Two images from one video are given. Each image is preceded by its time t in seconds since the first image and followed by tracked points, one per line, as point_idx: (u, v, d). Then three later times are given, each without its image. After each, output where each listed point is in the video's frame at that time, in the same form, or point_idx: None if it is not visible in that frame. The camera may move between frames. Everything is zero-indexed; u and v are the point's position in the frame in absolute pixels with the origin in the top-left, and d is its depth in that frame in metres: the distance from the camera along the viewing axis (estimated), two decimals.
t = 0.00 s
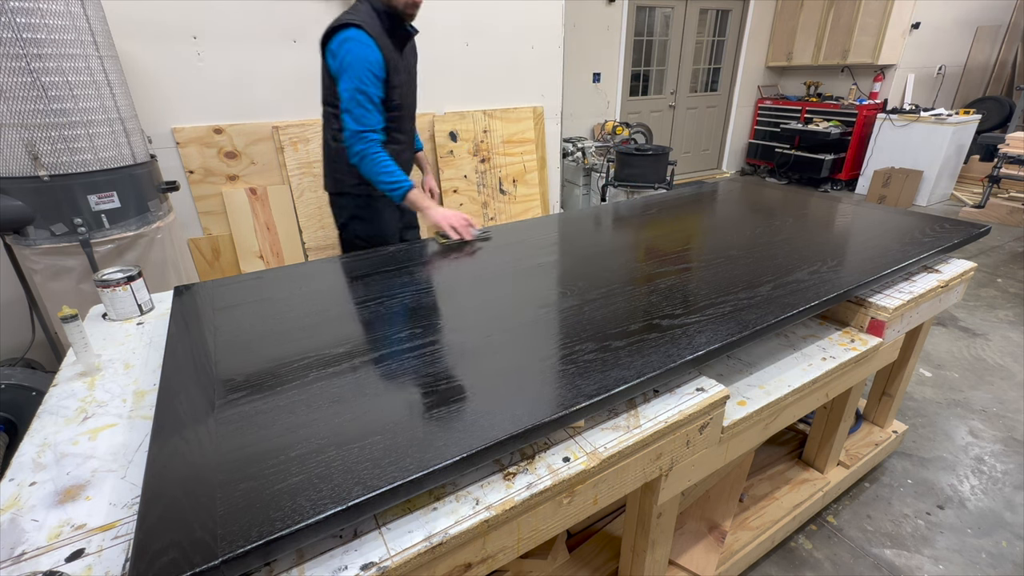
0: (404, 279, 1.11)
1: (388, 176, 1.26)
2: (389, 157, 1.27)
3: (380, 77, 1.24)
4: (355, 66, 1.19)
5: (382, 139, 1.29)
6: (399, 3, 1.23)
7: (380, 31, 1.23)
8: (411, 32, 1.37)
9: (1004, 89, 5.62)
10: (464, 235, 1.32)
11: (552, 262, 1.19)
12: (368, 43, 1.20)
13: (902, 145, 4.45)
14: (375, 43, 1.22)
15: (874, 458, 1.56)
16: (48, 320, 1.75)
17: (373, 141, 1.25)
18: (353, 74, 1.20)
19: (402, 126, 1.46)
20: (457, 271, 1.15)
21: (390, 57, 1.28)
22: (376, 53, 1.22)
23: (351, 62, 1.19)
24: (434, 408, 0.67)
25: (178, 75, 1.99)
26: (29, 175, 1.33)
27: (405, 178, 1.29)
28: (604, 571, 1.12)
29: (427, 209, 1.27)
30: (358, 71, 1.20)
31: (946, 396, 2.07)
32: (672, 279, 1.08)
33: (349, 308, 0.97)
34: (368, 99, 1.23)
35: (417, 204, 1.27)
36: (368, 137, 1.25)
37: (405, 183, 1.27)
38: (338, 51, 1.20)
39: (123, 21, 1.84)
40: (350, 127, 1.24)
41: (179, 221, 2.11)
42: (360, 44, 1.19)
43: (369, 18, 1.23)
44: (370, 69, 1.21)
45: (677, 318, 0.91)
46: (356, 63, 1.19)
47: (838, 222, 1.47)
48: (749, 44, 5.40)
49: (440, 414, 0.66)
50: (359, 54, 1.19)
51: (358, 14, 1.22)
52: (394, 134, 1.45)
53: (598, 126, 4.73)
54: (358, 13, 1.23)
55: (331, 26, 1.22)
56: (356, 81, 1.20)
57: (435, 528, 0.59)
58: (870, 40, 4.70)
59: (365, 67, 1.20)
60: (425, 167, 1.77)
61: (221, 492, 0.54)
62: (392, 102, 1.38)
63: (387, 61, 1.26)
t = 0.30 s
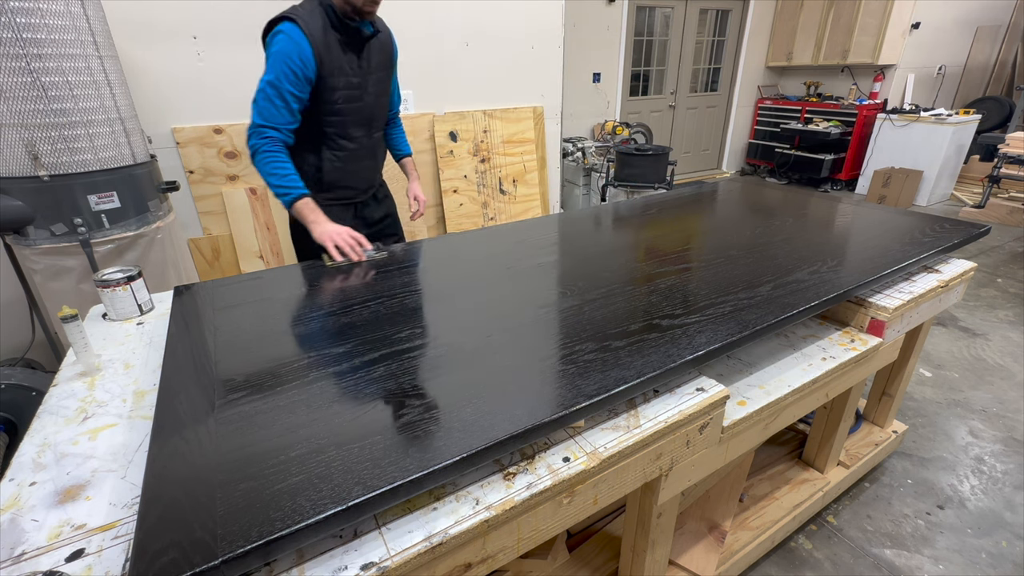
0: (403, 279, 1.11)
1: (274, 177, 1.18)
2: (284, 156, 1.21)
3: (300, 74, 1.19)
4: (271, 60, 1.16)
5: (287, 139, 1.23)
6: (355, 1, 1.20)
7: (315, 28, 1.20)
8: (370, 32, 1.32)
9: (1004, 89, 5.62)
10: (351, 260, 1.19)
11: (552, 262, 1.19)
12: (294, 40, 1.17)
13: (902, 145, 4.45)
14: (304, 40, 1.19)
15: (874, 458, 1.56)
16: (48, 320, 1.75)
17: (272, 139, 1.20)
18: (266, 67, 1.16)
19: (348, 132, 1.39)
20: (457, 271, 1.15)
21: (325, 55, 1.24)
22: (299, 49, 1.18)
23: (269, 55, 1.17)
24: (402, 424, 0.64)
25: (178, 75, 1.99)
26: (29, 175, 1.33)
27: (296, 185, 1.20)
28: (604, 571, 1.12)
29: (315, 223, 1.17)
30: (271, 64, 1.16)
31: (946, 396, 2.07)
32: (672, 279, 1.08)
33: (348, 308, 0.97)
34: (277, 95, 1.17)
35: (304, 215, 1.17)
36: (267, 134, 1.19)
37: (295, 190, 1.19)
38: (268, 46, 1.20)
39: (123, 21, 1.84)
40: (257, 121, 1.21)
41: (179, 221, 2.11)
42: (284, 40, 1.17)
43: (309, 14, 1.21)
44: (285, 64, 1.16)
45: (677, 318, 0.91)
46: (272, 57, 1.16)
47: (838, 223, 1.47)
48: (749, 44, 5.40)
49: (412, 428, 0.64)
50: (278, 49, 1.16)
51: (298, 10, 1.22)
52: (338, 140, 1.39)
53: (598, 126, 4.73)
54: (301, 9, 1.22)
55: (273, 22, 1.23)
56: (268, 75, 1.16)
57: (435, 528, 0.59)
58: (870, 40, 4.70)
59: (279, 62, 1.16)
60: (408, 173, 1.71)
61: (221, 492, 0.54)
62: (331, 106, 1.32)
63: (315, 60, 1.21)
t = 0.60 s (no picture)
0: (403, 279, 1.11)
1: (299, 185, 1.20)
2: (305, 164, 1.22)
3: (306, 79, 1.19)
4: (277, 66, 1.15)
5: (303, 146, 1.23)
6: (358, 3, 1.21)
7: (320, 33, 1.20)
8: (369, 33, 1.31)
9: (1004, 89, 5.62)
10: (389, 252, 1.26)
11: (553, 262, 1.19)
12: (299, 44, 1.16)
13: (902, 145, 4.45)
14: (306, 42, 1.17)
15: (874, 458, 1.56)
16: (48, 320, 1.75)
17: (289, 148, 1.20)
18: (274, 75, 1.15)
19: (351, 135, 1.40)
20: (457, 271, 1.15)
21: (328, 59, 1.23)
22: (303, 53, 1.16)
23: (275, 61, 1.15)
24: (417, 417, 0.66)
25: (178, 75, 1.99)
26: (29, 175, 1.33)
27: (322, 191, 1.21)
28: (604, 571, 1.12)
29: (349, 224, 1.20)
30: (279, 72, 1.15)
31: (946, 396, 2.07)
32: (672, 279, 1.08)
33: (348, 309, 0.97)
34: (287, 101, 1.17)
35: (338, 218, 1.20)
36: (284, 144, 1.20)
37: (323, 196, 1.20)
38: (270, 51, 1.18)
39: (123, 21, 1.83)
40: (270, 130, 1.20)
41: (179, 220, 2.11)
42: (289, 46, 1.15)
43: (308, 16, 1.19)
44: (291, 69, 1.15)
45: (677, 318, 0.91)
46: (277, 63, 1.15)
47: (838, 222, 1.47)
48: (749, 44, 5.40)
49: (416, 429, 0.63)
50: (282, 54, 1.15)
51: (298, 12, 1.19)
52: (341, 143, 1.39)
53: (598, 126, 4.73)
54: (299, 11, 1.20)
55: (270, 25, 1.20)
56: (277, 83, 1.15)
57: (435, 528, 0.59)
58: (870, 40, 4.70)
59: (286, 68, 1.15)
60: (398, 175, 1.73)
61: (221, 492, 0.54)
62: (335, 110, 1.32)
63: (320, 64, 1.20)
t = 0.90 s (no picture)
0: (404, 279, 1.11)
1: (417, 186, 1.30)
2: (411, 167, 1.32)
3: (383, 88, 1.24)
4: (359, 81, 1.18)
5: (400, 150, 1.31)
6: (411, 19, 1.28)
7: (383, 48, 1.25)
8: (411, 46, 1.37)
9: (1004, 89, 5.62)
10: (501, 233, 1.41)
11: (553, 262, 1.19)
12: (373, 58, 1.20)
13: (902, 145, 4.45)
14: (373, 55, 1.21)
15: (874, 458, 1.56)
16: (48, 320, 1.75)
17: (393, 154, 1.28)
18: (362, 90, 1.19)
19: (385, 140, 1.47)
20: (458, 271, 1.15)
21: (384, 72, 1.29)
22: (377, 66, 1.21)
23: (355, 76, 1.18)
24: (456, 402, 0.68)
25: (178, 75, 1.99)
26: (29, 175, 1.34)
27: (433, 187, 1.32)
28: (604, 571, 1.12)
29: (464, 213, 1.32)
30: (367, 87, 1.19)
31: (946, 396, 2.07)
32: (672, 279, 1.08)
33: (348, 309, 0.97)
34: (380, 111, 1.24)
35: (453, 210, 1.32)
36: (390, 151, 1.27)
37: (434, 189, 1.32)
38: (342, 64, 1.18)
39: (123, 21, 1.83)
40: (370, 142, 1.26)
41: (179, 220, 2.11)
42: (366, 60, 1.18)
43: (371, 33, 1.22)
44: (374, 82, 1.20)
45: (677, 318, 0.91)
46: (362, 77, 1.18)
47: (838, 223, 1.47)
48: (749, 44, 5.40)
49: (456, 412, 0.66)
50: (359, 68, 1.18)
51: (359, 27, 1.20)
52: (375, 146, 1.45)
53: (598, 126, 4.73)
54: (358, 26, 1.21)
55: (326, 38, 1.19)
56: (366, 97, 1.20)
57: (435, 528, 0.59)
58: (870, 40, 4.70)
59: (371, 81, 1.20)
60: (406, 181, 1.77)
61: (221, 492, 0.54)
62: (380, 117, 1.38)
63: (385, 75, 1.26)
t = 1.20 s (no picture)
0: (404, 279, 1.11)
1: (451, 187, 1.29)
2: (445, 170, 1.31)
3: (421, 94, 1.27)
4: (398, 86, 1.21)
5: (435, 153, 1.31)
6: (448, 33, 1.31)
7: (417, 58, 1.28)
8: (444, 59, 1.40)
9: (1004, 89, 5.62)
10: (533, 228, 1.44)
11: (553, 262, 1.19)
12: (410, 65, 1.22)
13: (902, 145, 4.45)
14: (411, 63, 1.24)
15: (874, 458, 1.56)
16: (48, 320, 1.75)
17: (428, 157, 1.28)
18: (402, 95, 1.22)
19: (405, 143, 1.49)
20: (458, 271, 1.15)
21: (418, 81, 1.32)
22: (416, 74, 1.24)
23: (396, 82, 1.20)
24: (488, 381, 0.73)
25: (178, 75, 1.99)
26: (29, 175, 1.34)
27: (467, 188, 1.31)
28: (604, 571, 1.12)
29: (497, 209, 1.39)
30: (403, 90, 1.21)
31: (946, 396, 2.07)
32: (672, 279, 1.08)
33: (347, 309, 0.97)
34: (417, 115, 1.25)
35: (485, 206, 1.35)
36: (425, 154, 1.27)
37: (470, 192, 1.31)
38: (382, 67, 1.20)
39: (122, 21, 1.83)
40: (406, 145, 1.27)
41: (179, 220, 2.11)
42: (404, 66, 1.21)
43: (410, 43, 1.26)
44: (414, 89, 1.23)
45: (677, 318, 0.91)
46: (401, 83, 1.20)
47: (838, 222, 1.47)
48: (749, 44, 5.40)
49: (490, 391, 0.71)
50: (400, 73, 1.20)
51: (400, 35, 1.24)
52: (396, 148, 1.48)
53: (598, 126, 4.73)
54: (399, 35, 1.25)
55: (369, 43, 1.23)
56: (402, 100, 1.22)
57: (435, 528, 0.59)
58: (870, 40, 4.70)
59: (410, 87, 1.22)
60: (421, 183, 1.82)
61: (221, 492, 0.54)
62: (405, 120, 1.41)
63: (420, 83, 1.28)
